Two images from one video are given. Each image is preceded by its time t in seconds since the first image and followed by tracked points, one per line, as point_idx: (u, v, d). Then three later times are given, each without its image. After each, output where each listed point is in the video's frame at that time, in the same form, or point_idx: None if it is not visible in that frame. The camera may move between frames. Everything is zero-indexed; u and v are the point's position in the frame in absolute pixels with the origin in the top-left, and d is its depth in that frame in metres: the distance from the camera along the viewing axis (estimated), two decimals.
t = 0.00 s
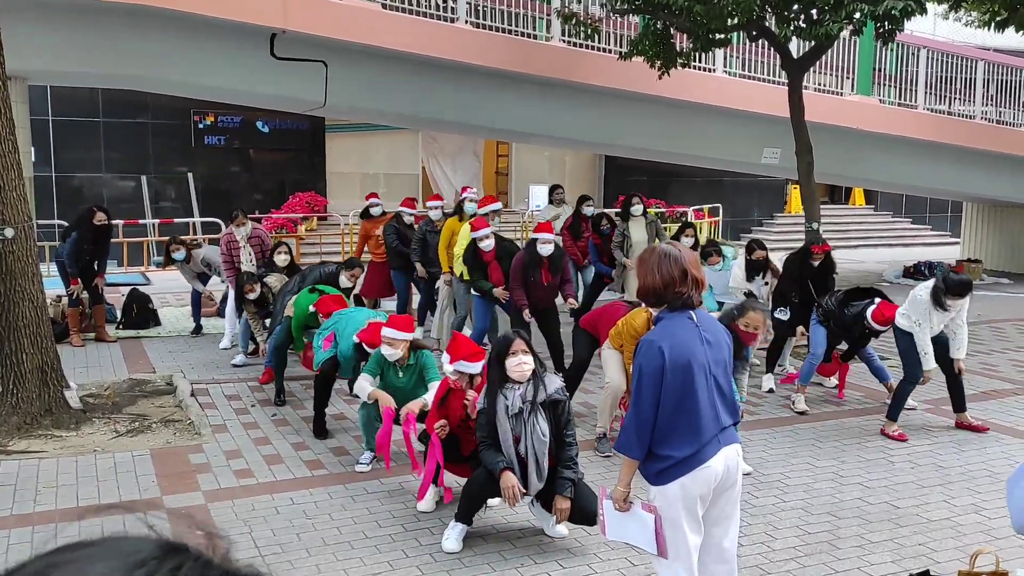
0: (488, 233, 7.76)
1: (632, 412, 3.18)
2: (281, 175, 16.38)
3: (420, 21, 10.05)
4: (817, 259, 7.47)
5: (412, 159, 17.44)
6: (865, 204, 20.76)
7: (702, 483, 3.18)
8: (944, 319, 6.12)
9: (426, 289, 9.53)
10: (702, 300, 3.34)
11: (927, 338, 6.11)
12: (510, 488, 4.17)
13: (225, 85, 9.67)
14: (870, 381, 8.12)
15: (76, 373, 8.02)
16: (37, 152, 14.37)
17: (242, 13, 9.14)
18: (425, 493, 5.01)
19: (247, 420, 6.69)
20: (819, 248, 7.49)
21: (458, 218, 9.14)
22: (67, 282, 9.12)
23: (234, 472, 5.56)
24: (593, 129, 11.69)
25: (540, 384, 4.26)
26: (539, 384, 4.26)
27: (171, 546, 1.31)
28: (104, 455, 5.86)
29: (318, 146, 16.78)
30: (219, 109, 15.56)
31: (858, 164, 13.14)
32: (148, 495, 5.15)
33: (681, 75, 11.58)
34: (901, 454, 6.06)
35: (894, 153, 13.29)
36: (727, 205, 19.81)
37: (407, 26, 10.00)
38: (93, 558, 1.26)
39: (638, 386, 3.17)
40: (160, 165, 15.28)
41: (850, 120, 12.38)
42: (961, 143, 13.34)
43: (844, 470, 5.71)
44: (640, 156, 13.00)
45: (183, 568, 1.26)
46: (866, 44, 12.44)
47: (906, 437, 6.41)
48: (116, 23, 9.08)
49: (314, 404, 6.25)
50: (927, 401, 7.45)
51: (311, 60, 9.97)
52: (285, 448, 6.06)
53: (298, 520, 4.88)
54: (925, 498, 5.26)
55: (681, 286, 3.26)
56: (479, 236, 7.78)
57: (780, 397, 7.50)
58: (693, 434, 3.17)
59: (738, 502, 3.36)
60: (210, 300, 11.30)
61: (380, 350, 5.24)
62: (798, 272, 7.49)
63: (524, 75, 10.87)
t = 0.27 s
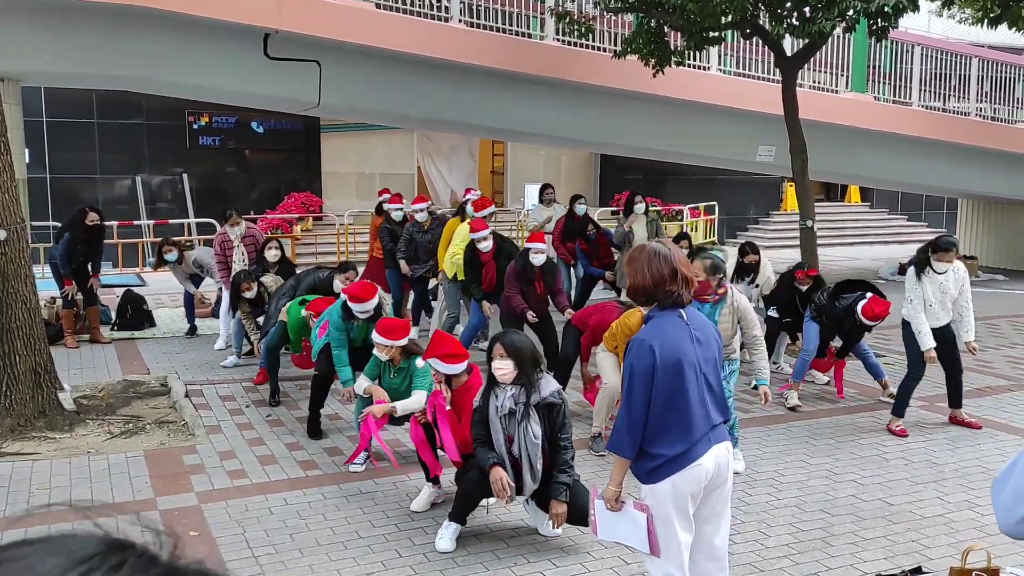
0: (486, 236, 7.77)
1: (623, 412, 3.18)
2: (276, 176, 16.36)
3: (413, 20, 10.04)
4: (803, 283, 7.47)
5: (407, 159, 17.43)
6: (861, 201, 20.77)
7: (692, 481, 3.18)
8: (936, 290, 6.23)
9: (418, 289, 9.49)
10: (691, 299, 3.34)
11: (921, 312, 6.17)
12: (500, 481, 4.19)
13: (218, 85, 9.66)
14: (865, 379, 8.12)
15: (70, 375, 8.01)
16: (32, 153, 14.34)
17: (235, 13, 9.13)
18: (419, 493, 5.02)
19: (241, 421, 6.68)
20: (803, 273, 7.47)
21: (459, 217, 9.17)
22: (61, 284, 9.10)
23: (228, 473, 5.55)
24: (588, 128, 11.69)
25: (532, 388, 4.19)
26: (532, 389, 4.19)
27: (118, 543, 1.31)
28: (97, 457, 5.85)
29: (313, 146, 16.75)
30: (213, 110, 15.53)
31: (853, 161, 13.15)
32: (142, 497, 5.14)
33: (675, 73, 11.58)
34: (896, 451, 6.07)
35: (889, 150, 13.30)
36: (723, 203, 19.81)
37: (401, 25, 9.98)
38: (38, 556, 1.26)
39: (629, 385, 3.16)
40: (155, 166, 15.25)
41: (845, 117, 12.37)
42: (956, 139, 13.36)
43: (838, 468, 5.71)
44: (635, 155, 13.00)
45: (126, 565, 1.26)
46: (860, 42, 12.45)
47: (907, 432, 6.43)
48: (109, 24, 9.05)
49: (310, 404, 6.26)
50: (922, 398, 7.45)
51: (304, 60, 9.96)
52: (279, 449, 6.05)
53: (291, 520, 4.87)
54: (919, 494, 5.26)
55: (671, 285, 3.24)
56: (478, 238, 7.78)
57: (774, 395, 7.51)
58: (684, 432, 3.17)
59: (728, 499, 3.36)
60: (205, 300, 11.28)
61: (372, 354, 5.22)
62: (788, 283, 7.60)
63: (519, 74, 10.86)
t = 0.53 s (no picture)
0: (470, 239, 7.81)
1: (610, 411, 3.18)
2: (272, 176, 16.34)
3: (407, 20, 10.04)
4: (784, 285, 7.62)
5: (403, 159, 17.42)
6: (857, 201, 20.79)
7: (680, 480, 3.19)
8: (935, 285, 6.22)
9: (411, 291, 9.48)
10: (679, 298, 3.35)
11: (914, 306, 6.20)
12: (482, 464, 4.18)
13: (212, 85, 9.65)
14: (858, 378, 8.13)
15: (63, 376, 8.00)
16: (26, 154, 14.33)
17: (228, 13, 9.13)
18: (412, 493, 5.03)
19: (234, 422, 6.68)
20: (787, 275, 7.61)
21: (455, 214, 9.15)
22: (54, 284, 9.09)
23: (219, 473, 5.55)
24: (582, 127, 11.70)
25: (509, 400, 4.19)
26: (508, 401, 4.18)
27: (44, 538, 1.40)
28: (89, 458, 5.84)
29: (308, 146, 16.74)
30: (208, 110, 15.52)
31: (848, 161, 13.17)
32: (133, 497, 5.14)
33: (669, 72, 11.60)
34: (887, 450, 6.08)
35: (883, 150, 13.33)
36: (719, 203, 19.82)
37: (394, 25, 9.98)
38: None
39: (616, 385, 3.16)
40: (150, 166, 15.23)
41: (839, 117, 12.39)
42: (950, 139, 13.38)
43: (830, 466, 5.72)
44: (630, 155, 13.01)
45: (51, 557, 1.35)
46: (853, 41, 12.47)
47: (908, 432, 6.42)
48: (102, 24, 9.04)
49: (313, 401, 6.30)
50: (915, 397, 7.46)
51: (298, 61, 9.96)
52: (272, 449, 6.05)
53: (282, 520, 4.87)
54: (910, 493, 5.27)
55: (659, 285, 3.25)
56: (460, 242, 7.84)
57: (768, 394, 7.52)
58: (672, 431, 3.17)
59: (716, 498, 3.37)
60: (200, 301, 11.27)
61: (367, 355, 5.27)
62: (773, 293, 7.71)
63: (513, 74, 10.87)
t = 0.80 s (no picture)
0: (467, 247, 7.80)
1: (595, 410, 3.18)
2: (265, 177, 16.31)
3: (399, 20, 10.03)
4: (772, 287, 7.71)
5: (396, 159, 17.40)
6: (851, 200, 20.82)
7: (664, 478, 3.19)
8: (927, 281, 6.22)
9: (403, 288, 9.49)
10: (663, 297, 3.35)
11: (903, 298, 6.23)
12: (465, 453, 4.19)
13: (204, 85, 9.63)
14: (850, 377, 8.15)
15: (53, 376, 7.98)
16: (18, 154, 14.29)
17: (219, 13, 9.11)
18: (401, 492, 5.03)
19: (224, 422, 6.67)
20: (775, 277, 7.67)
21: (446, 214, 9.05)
22: (45, 286, 9.07)
23: (208, 473, 5.55)
24: (575, 127, 11.70)
25: (487, 409, 4.16)
26: (485, 411, 4.16)
27: None
28: (78, 458, 5.83)
29: (302, 146, 16.71)
30: (201, 110, 15.50)
31: (840, 161, 13.19)
32: (121, 498, 5.13)
33: (661, 72, 11.61)
34: (877, 449, 6.09)
35: (876, 149, 13.35)
36: (713, 202, 19.84)
37: (386, 25, 9.97)
38: None
39: (601, 382, 3.16)
40: (143, 167, 15.21)
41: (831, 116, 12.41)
42: (942, 138, 13.41)
43: (819, 465, 5.73)
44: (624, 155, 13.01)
45: None
46: (846, 41, 12.49)
47: (903, 432, 6.43)
48: (92, 24, 9.01)
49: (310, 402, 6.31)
50: (906, 395, 7.48)
51: (290, 61, 9.94)
52: (261, 449, 6.05)
53: (271, 520, 4.87)
54: (898, 491, 5.28)
55: (646, 284, 3.25)
56: (458, 250, 7.82)
57: (759, 393, 7.53)
58: (656, 429, 3.18)
59: (700, 496, 3.37)
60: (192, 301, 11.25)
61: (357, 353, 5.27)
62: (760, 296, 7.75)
63: (505, 74, 10.87)
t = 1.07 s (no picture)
0: (468, 252, 7.81)
1: (587, 406, 3.14)
2: (262, 176, 16.28)
3: (396, 19, 10.00)
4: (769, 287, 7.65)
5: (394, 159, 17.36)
6: (850, 200, 20.80)
7: (656, 476, 3.16)
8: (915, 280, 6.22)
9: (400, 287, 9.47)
10: (657, 293, 3.32)
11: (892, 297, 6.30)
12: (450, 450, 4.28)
13: (200, 84, 9.60)
14: (847, 376, 8.12)
15: (48, 375, 7.94)
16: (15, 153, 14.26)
17: (215, 12, 9.08)
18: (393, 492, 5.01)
19: (218, 420, 6.64)
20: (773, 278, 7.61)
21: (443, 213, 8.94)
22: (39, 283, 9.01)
23: (201, 472, 5.52)
24: (573, 126, 11.67)
25: (478, 409, 4.16)
26: (476, 411, 4.16)
27: None
28: (71, 457, 5.80)
29: (299, 146, 16.67)
30: (199, 109, 15.46)
31: (838, 160, 13.16)
32: (113, 496, 5.11)
33: (658, 71, 11.59)
34: (873, 447, 6.07)
35: (874, 149, 13.33)
36: (711, 202, 19.82)
37: (382, 23, 9.94)
38: None
39: (593, 378, 3.13)
40: (139, 166, 15.17)
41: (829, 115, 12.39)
42: (940, 138, 13.39)
43: (815, 464, 5.71)
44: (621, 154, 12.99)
45: None
46: (843, 41, 12.46)
47: (901, 431, 6.40)
48: (86, 21, 8.96)
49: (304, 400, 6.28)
50: (903, 395, 7.45)
51: (286, 59, 9.91)
52: (255, 448, 6.02)
53: (263, 519, 4.84)
54: (894, 490, 5.26)
55: (643, 280, 3.21)
56: (460, 255, 7.82)
57: (756, 392, 7.50)
58: (649, 426, 3.15)
59: (692, 494, 3.35)
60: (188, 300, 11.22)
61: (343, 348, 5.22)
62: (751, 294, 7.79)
63: (502, 73, 10.85)
